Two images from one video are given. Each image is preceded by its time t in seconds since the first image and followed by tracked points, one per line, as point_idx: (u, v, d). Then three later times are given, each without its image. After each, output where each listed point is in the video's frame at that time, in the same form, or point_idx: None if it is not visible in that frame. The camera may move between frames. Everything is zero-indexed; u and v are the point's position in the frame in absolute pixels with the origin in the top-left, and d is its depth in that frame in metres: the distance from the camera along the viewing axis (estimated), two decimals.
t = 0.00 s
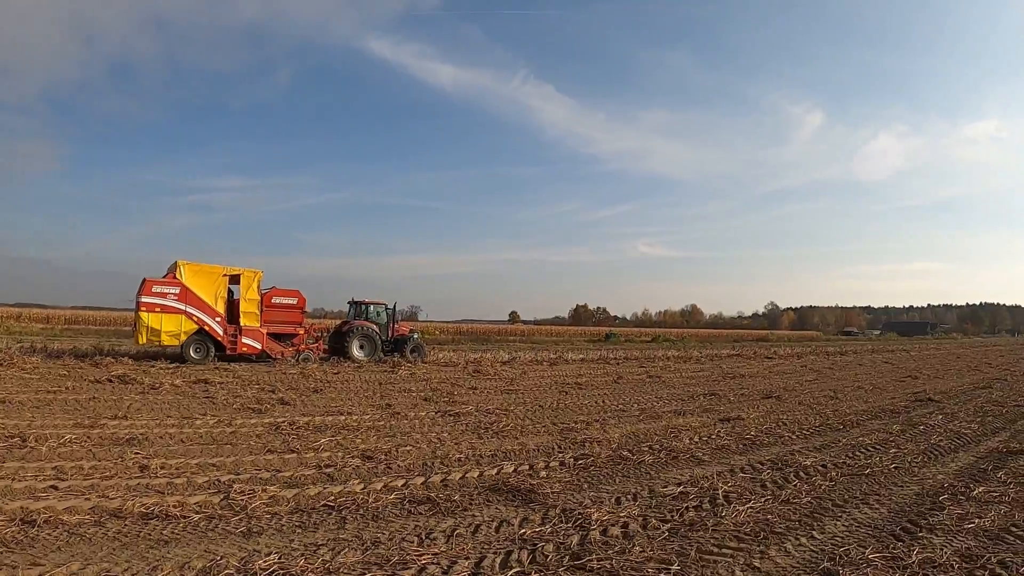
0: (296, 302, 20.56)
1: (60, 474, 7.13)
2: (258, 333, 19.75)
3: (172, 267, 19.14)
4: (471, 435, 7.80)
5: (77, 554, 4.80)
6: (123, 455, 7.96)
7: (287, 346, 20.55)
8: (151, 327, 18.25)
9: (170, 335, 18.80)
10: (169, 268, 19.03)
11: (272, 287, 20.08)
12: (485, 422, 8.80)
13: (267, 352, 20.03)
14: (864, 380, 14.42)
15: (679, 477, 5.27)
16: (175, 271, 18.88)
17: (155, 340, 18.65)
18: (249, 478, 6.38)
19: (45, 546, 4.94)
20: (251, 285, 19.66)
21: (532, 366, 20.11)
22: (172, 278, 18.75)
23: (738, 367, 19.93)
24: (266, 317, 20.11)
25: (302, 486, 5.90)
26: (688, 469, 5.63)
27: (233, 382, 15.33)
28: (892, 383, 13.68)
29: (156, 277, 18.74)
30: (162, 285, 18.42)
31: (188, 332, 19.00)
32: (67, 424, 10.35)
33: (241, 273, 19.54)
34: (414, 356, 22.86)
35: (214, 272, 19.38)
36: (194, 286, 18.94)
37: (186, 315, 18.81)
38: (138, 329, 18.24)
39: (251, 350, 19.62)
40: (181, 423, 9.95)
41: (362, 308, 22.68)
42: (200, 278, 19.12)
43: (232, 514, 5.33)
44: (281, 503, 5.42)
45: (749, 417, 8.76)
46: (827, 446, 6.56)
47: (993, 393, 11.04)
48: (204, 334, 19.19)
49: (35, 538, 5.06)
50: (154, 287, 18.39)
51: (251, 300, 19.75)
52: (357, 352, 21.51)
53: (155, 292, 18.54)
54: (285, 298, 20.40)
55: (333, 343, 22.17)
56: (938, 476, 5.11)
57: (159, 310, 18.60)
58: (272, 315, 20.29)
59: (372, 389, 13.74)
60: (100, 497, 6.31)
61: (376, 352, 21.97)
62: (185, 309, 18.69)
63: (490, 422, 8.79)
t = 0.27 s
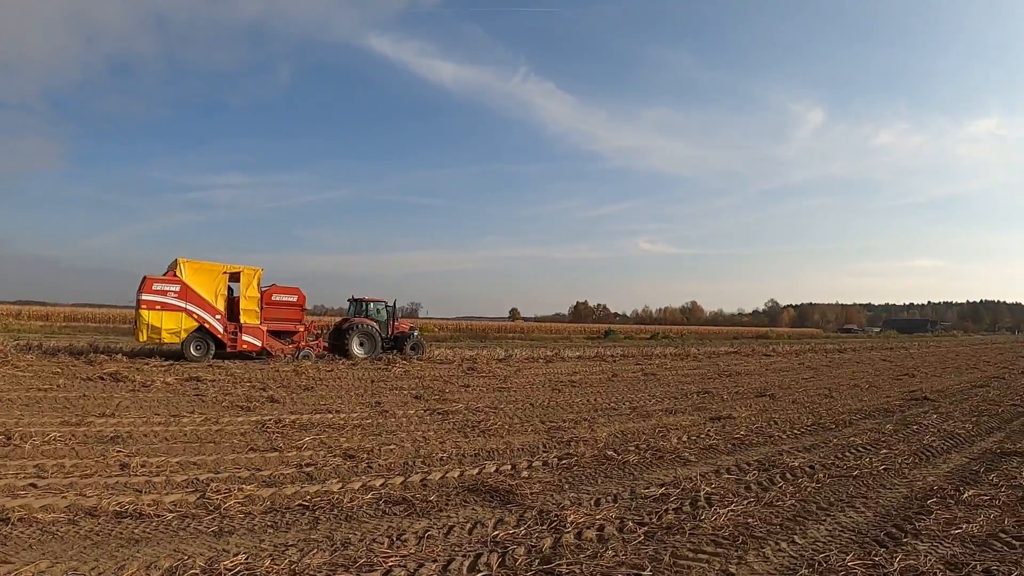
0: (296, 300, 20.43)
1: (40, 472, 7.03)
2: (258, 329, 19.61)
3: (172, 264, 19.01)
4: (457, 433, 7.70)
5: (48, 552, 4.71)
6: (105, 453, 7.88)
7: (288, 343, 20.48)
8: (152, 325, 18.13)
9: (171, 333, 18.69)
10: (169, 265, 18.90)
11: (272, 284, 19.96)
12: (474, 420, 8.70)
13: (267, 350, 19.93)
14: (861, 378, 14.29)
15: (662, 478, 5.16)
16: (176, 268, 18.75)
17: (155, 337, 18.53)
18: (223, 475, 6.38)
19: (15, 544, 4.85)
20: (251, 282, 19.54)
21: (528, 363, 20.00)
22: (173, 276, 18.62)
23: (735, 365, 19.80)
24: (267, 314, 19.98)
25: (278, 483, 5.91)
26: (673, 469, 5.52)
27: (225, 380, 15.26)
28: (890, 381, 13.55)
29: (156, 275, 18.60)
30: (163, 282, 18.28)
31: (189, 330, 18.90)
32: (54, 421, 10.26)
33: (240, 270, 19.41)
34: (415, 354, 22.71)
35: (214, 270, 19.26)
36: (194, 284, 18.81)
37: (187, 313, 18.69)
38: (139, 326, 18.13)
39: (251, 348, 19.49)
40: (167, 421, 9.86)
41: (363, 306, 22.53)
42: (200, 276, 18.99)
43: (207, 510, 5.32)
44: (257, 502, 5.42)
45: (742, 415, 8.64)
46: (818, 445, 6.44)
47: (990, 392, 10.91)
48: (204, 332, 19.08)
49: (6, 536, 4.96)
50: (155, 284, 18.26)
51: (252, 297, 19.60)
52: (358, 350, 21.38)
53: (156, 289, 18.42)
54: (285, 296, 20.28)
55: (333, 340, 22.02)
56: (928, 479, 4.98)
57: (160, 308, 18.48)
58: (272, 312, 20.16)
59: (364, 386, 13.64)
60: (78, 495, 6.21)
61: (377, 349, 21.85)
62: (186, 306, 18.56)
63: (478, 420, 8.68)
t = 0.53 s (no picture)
0: (297, 298, 20.30)
1: (22, 471, 6.89)
2: (260, 329, 19.57)
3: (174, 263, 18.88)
4: (446, 431, 7.62)
5: (21, 551, 4.57)
6: (90, 451, 7.79)
7: (289, 341, 20.37)
8: (154, 324, 18.01)
9: (173, 332, 18.57)
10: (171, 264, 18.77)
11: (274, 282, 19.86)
12: (464, 418, 8.59)
13: (269, 348, 19.80)
14: (858, 375, 14.18)
15: (649, 477, 5.05)
16: (177, 267, 18.62)
17: (157, 337, 18.41)
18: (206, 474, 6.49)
19: None
20: (253, 281, 19.42)
21: (525, 360, 19.91)
22: (174, 275, 18.49)
23: (732, 361, 19.70)
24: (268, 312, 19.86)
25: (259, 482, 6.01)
26: (661, 467, 5.40)
27: (219, 377, 15.17)
28: (887, 377, 13.45)
29: (157, 274, 18.46)
30: (165, 281, 18.15)
31: (191, 329, 18.78)
32: (42, 419, 10.13)
33: (242, 268, 19.29)
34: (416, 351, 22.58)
35: (216, 269, 19.15)
36: (196, 283, 18.69)
37: (188, 312, 18.57)
38: (141, 326, 18.01)
39: (252, 346, 19.40)
40: (156, 420, 9.80)
41: (364, 303, 22.41)
42: (202, 275, 18.87)
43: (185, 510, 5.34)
44: (237, 500, 5.48)
45: (736, 411, 8.53)
46: (811, 443, 6.31)
47: (989, 389, 10.78)
48: (206, 331, 18.96)
49: None
50: (157, 283, 18.13)
51: (254, 297, 19.56)
52: (359, 347, 21.26)
53: (158, 288, 18.29)
54: (286, 294, 20.15)
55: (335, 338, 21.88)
56: (922, 478, 4.84)
57: (162, 307, 18.35)
58: (273, 310, 20.02)
59: (358, 384, 13.55)
60: (57, 493, 6.06)
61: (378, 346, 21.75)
62: (188, 305, 18.44)
63: (468, 417, 8.59)
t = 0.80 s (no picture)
0: (300, 297, 20.18)
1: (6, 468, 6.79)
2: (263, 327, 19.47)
3: (177, 262, 18.77)
4: (435, 429, 7.57)
5: None
6: (75, 449, 7.73)
7: (292, 340, 20.17)
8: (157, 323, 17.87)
9: (176, 331, 18.43)
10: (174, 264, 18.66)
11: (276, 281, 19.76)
12: (456, 416, 8.50)
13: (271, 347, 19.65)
14: (859, 372, 14.03)
15: (640, 476, 4.93)
16: (180, 266, 18.52)
17: (160, 336, 18.27)
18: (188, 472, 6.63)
19: None
20: (256, 280, 19.34)
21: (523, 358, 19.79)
22: (177, 274, 18.37)
23: (732, 358, 19.56)
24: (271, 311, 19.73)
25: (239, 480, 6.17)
26: (652, 466, 5.27)
27: (214, 376, 15.12)
28: (888, 374, 13.29)
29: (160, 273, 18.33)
30: (167, 280, 18.03)
31: (193, 328, 18.65)
32: (33, 418, 10.06)
33: (245, 268, 19.17)
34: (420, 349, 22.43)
35: (219, 267, 19.05)
36: (199, 282, 18.58)
37: (191, 311, 18.45)
38: (144, 324, 17.86)
39: (255, 344, 19.28)
40: (146, 419, 9.78)
41: (367, 302, 22.29)
42: (205, 274, 18.76)
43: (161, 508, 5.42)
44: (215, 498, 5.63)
45: (732, 409, 8.40)
46: (807, 441, 6.17)
47: (990, 385, 10.65)
48: (208, 330, 18.83)
49: None
50: (160, 282, 18.00)
51: (257, 296, 19.47)
52: (362, 345, 21.15)
53: (160, 287, 18.16)
54: (289, 292, 20.02)
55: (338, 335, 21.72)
56: (921, 477, 4.70)
57: (165, 306, 18.22)
58: (276, 308, 19.89)
59: (353, 382, 13.47)
60: (37, 491, 5.96)
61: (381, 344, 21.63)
62: (190, 304, 18.32)
63: (460, 415, 8.52)
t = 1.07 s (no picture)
0: (300, 293, 19.98)
1: None
2: (264, 324, 19.34)
3: (177, 259, 18.59)
4: (422, 427, 7.49)
5: None
6: (55, 447, 7.62)
7: (293, 336, 19.98)
8: (157, 320, 17.70)
9: (176, 328, 18.25)
10: (174, 260, 18.48)
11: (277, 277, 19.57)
12: (443, 413, 8.37)
13: (272, 343, 19.47)
14: (860, 368, 13.81)
15: (627, 477, 4.77)
16: (181, 263, 18.34)
17: (161, 333, 18.10)
18: (167, 471, 6.74)
19: None
20: (257, 277, 19.19)
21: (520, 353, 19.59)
22: (177, 270, 18.19)
23: (732, 354, 19.34)
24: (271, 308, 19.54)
25: (214, 480, 6.29)
26: (641, 466, 5.09)
27: (206, 373, 15.03)
28: (889, 371, 13.07)
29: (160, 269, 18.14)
30: (168, 277, 17.85)
31: (194, 325, 18.48)
32: (18, 415, 9.96)
33: (246, 265, 19.00)
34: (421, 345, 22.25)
35: (220, 264, 18.87)
36: (200, 278, 18.41)
37: (191, 307, 18.28)
38: (144, 321, 17.67)
39: (255, 341, 19.17)
40: (131, 417, 9.76)
41: (368, 298, 22.01)
42: (205, 272, 18.60)
43: (132, 509, 5.48)
44: (187, 499, 5.75)
45: (727, 406, 8.22)
46: (803, 439, 5.98)
47: (993, 382, 10.45)
48: (209, 326, 18.67)
49: None
50: (160, 279, 17.82)
51: (257, 292, 19.32)
52: (363, 341, 20.98)
53: (161, 284, 17.99)
54: (290, 289, 19.83)
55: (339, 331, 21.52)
56: (919, 478, 4.50)
57: (165, 303, 18.04)
58: (277, 305, 19.71)
59: (345, 378, 13.35)
60: (10, 490, 5.84)
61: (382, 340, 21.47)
62: (191, 301, 18.15)
63: (449, 412, 8.42)
